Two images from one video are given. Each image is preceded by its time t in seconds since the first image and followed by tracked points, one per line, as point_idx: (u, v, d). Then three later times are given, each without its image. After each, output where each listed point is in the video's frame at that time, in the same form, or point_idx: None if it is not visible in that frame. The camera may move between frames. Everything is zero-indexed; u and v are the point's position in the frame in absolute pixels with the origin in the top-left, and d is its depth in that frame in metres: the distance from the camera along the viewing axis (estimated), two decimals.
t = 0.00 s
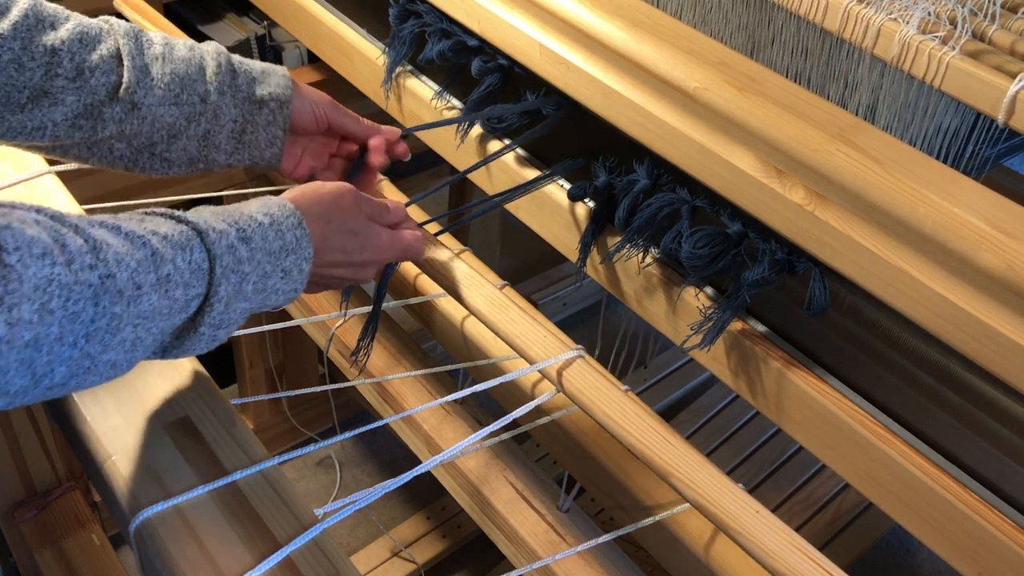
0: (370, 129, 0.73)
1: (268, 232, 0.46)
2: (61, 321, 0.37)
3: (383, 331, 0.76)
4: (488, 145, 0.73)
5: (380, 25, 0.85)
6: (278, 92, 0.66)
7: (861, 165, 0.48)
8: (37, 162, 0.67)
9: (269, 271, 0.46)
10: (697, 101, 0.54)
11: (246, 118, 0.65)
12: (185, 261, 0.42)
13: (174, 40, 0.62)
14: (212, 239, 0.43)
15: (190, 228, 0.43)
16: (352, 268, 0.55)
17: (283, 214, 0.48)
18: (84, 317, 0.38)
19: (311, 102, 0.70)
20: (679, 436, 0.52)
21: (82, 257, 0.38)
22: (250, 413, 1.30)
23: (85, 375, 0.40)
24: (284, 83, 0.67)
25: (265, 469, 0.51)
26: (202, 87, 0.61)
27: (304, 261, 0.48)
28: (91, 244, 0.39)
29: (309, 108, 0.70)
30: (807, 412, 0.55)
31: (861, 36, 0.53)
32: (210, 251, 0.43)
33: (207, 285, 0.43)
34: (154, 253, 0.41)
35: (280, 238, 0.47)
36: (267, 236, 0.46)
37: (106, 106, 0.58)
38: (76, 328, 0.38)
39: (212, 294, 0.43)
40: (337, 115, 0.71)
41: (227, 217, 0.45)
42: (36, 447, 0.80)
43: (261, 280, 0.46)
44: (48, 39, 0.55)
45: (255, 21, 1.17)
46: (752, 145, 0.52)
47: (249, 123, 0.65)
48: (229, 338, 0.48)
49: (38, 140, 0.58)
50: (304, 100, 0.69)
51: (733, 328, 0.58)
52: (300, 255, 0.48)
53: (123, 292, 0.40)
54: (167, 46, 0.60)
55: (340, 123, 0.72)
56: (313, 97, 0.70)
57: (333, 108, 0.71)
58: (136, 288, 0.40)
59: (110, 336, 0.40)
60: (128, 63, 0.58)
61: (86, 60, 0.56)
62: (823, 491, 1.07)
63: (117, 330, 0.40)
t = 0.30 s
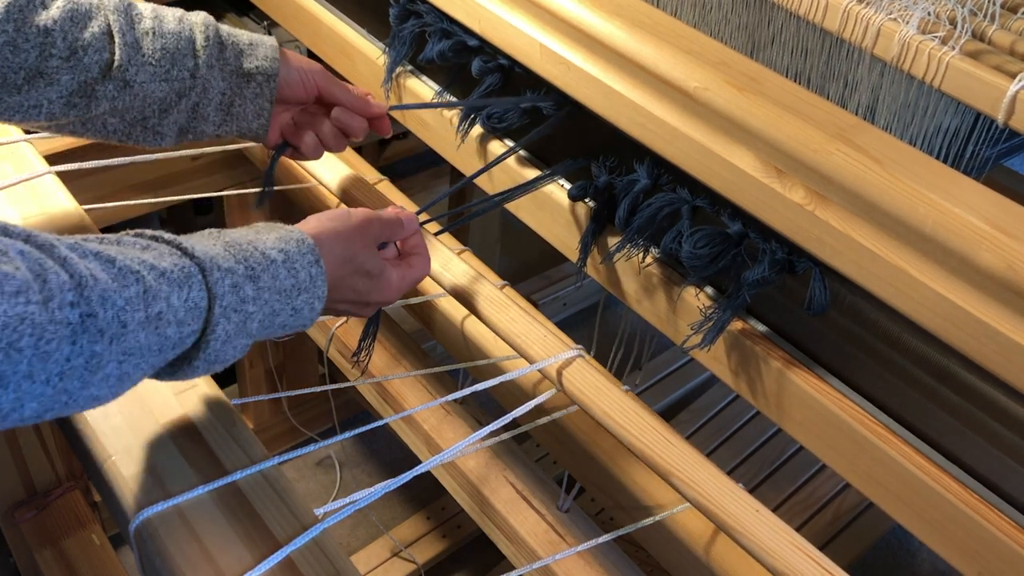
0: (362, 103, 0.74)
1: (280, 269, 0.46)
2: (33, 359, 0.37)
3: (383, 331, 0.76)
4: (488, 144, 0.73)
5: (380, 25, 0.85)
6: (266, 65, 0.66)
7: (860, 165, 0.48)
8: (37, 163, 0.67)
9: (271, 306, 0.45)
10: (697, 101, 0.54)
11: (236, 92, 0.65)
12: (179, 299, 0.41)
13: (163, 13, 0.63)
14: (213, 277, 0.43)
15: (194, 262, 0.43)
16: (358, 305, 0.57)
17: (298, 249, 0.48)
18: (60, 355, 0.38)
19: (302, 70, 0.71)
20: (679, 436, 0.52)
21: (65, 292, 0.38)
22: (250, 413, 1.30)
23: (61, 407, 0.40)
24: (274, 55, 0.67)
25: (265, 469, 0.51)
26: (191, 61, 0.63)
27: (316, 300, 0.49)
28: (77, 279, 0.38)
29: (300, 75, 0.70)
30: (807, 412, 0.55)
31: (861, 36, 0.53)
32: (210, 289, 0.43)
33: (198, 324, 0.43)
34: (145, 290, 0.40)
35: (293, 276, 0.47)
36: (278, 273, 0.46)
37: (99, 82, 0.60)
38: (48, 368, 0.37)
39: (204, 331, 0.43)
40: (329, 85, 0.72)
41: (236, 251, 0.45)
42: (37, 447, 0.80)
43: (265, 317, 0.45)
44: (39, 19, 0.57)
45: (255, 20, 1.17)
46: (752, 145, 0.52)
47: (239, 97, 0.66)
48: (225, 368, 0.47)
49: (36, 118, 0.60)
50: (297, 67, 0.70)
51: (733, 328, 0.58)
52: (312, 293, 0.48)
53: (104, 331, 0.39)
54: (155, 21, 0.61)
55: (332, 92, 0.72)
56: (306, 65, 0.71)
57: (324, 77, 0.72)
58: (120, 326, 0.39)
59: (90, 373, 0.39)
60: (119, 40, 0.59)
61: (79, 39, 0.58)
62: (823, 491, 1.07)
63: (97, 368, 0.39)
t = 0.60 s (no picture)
0: (353, 138, 0.73)
1: (243, 241, 0.48)
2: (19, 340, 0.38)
3: (383, 331, 0.76)
4: (488, 144, 0.73)
5: (380, 25, 0.85)
6: (258, 109, 0.67)
7: (861, 165, 0.48)
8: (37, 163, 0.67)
9: (237, 274, 0.48)
10: (697, 101, 0.54)
11: (222, 131, 0.66)
12: (151, 274, 0.43)
13: (156, 45, 0.63)
14: (182, 251, 0.45)
15: (162, 238, 0.45)
16: (317, 272, 0.60)
17: (258, 221, 0.50)
18: (45, 335, 0.39)
19: (294, 107, 0.70)
20: (679, 436, 0.52)
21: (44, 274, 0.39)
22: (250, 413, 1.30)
23: (42, 383, 0.42)
24: (265, 99, 0.68)
25: (265, 469, 0.51)
26: (178, 99, 0.63)
27: (275, 268, 0.51)
28: (57, 262, 0.40)
29: (292, 113, 0.70)
30: (806, 412, 0.55)
31: (862, 36, 0.53)
32: (179, 261, 0.45)
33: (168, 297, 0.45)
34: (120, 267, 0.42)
35: (255, 247, 0.49)
36: (242, 245, 0.48)
37: (78, 112, 0.60)
38: (34, 349, 0.39)
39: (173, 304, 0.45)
40: (321, 120, 0.71)
41: (201, 225, 0.47)
42: (37, 447, 0.80)
43: (230, 288, 0.48)
44: (25, 45, 0.57)
45: (255, 21, 1.17)
46: (752, 144, 0.52)
47: (225, 136, 0.66)
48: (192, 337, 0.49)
49: (12, 143, 0.60)
50: (289, 104, 0.70)
51: (733, 327, 0.58)
52: (272, 263, 0.50)
53: (87, 311, 0.41)
54: (147, 53, 0.62)
55: (323, 128, 0.71)
56: (298, 102, 0.70)
57: (317, 113, 0.71)
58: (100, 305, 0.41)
59: (71, 351, 0.41)
60: (105, 72, 0.60)
61: (62, 67, 0.58)
62: (823, 491, 1.07)
63: (78, 346, 0.41)
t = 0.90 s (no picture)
0: (351, 143, 0.74)
1: (240, 239, 0.48)
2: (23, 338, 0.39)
3: (383, 331, 0.76)
4: (488, 144, 0.73)
5: (380, 25, 0.85)
6: (258, 123, 0.67)
7: (860, 165, 0.48)
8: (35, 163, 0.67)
9: (235, 272, 0.48)
10: (697, 101, 0.54)
11: (221, 144, 0.66)
12: (151, 272, 0.43)
13: (158, 54, 0.63)
14: (181, 250, 0.45)
15: (160, 237, 0.45)
16: (312, 272, 0.60)
17: (254, 219, 0.50)
18: (48, 334, 0.39)
19: (295, 117, 0.70)
20: (679, 436, 0.52)
21: (44, 272, 0.40)
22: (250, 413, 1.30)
23: (45, 385, 0.42)
24: (266, 113, 0.67)
25: (265, 469, 0.51)
26: (177, 111, 0.63)
27: (274, 266, 0.51)
28: (58, 261, 0.40)
29: (292, 122, 0.70)
30: (806, 411, 0.55)
31: (861, 36, 0.53)
32: (178, 260, 0.45)
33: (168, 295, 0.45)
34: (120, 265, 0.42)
35: (252, 245, 0.49)
36: (238, 243, 0.48)
37: (76, 121, 0.60)
38: (38, 348, 0.39)
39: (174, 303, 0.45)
40: (320, 128, 0.71)
41: (197, 224, 0.47)
42: (37, 447, 0.80)
43: (230, 287, 0.48)
44: (24, 53, 0.58)
45: (255, 21, 1.17)
46: (752, 145, 0.52)
47: (224, 149, 0.66)
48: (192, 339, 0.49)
49: (9, 149, 0.61)
50: (289, 113, 0.69)
51: (733, 328, 0.58)
52: (270, 261, 0.50)
53: (88, 310, 0.41)
54: (148, 65, 0.62)
55: (323, 135, 0.72)
56: (298, 111, 0.70)
57: (317, 121, 0.71)
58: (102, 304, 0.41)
59: (73, 350, 0.41)
60: (103, 83, 0.60)
61: (60, 76, 0.59)
62: (823, 492, 1.07)
63: (80, 346, 0.41)
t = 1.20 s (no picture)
0: (353, 154, 0.73)
1: (232, 225, 0.48)
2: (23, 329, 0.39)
3: (383, 331, 0.76)
4: (488, 144, 0.73)
5: (380, 25, 0.85)
6: (260, 125, 0.67)
7: (861, 165, 0.48)
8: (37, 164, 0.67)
9: (230, 258, 0.48)
10: (697, 101, 0.54)
11: (223, 145, 0.66)
12: (145, 260, 0.43)
13: (161, 55, 0.63)
14: (174, 237, 0.45)
15: (153, 225, 0.45)
16: (308, 261, 0.59)
17: (245, 205, 0.50)
18: (47, 324, 0.40)
19: (294, 121, 0.69)
20: (680, 437, 0.52)
21: (40, 262, 0.40)
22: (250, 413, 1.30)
23: (46, 376, 0.42)
24: (268, 115, 0.67)
25: (265, 469, 0.51)
26: (180, 112, 0.63)
27: (267, 252, 0.51)
28: (54, 252, 0.41)
29: (291, 127, 0.69)
30: (807, 412, 0.55)
31: (861, 36, 0.53)
32: (172, 248, 0.45)
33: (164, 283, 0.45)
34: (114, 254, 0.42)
35: (244, 230, 0.49)
36: (231, 229, 0.48)
37: (79, 121, 0.60)
38: (37, 339, 0.40)
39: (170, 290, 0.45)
40: (318, 132, 0.71)
41: (189, 211, 0.47)
42: (37, 447, 0.80)
43: (225, 273, 0.47)
44: (28, 54, 0.58)
45: (255, 21, 1.17)
46: (752, 145, 0.52)
47: (226, 150, 0.66)
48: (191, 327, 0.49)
49: (12, 149, 0.61)
50: (289, 117, 0.69)
51: (732, 328, 0.58)
52: (262, 246, 0.50)
53: (85, 299, 0.41)
54: (151, 66, 0.62)
55: (322, 141, 0.71)
56: (299, 115, 0.70)
57: (315, 126, 0.70)
58: (97, 293, 0.42)
59: (72, 340, 0.42)
60: (106, 84, 0.60)
61: (63, 77, 0.59)
62: (822, 492, 1.07)
63: (79, 335, 0.42)
